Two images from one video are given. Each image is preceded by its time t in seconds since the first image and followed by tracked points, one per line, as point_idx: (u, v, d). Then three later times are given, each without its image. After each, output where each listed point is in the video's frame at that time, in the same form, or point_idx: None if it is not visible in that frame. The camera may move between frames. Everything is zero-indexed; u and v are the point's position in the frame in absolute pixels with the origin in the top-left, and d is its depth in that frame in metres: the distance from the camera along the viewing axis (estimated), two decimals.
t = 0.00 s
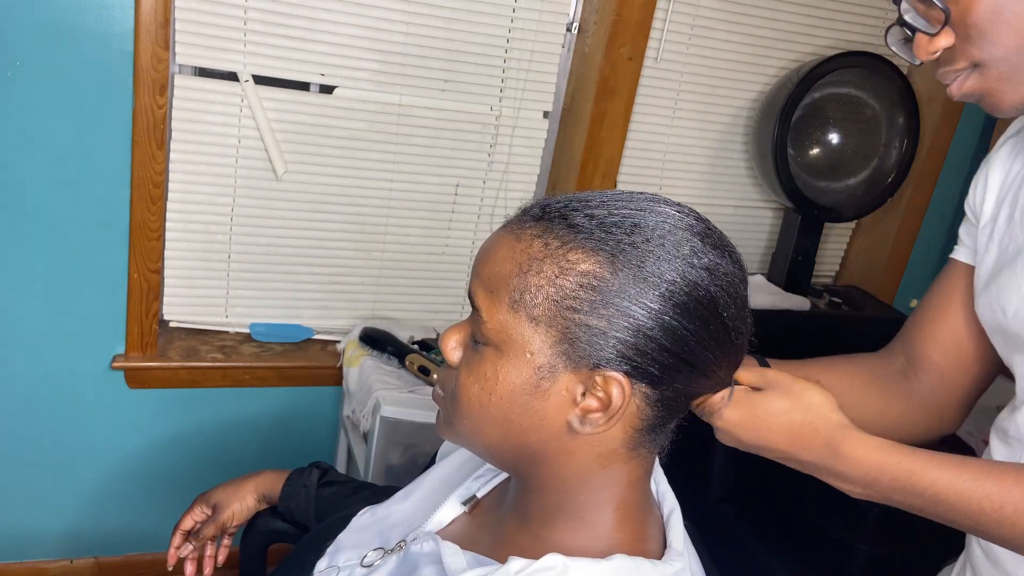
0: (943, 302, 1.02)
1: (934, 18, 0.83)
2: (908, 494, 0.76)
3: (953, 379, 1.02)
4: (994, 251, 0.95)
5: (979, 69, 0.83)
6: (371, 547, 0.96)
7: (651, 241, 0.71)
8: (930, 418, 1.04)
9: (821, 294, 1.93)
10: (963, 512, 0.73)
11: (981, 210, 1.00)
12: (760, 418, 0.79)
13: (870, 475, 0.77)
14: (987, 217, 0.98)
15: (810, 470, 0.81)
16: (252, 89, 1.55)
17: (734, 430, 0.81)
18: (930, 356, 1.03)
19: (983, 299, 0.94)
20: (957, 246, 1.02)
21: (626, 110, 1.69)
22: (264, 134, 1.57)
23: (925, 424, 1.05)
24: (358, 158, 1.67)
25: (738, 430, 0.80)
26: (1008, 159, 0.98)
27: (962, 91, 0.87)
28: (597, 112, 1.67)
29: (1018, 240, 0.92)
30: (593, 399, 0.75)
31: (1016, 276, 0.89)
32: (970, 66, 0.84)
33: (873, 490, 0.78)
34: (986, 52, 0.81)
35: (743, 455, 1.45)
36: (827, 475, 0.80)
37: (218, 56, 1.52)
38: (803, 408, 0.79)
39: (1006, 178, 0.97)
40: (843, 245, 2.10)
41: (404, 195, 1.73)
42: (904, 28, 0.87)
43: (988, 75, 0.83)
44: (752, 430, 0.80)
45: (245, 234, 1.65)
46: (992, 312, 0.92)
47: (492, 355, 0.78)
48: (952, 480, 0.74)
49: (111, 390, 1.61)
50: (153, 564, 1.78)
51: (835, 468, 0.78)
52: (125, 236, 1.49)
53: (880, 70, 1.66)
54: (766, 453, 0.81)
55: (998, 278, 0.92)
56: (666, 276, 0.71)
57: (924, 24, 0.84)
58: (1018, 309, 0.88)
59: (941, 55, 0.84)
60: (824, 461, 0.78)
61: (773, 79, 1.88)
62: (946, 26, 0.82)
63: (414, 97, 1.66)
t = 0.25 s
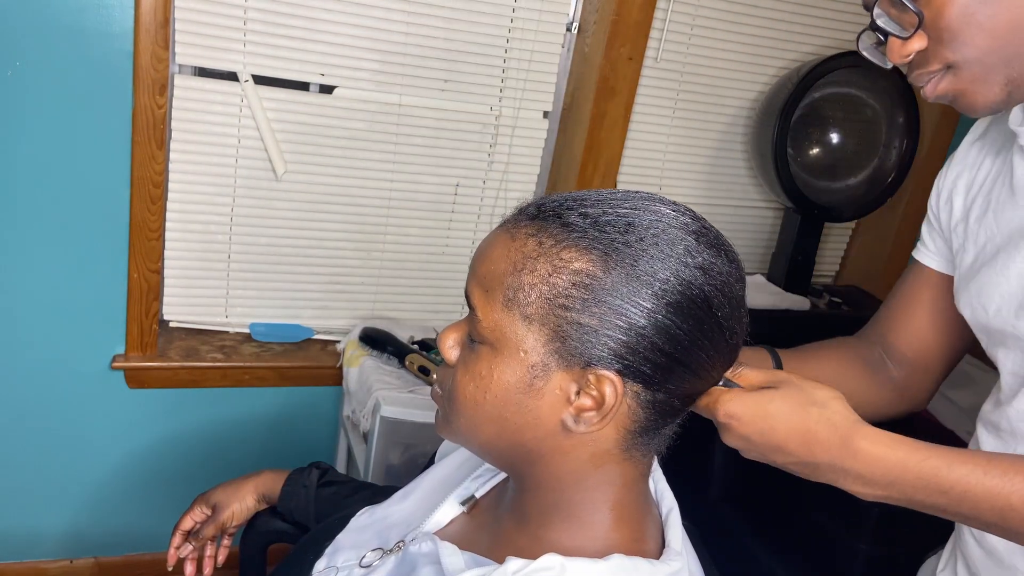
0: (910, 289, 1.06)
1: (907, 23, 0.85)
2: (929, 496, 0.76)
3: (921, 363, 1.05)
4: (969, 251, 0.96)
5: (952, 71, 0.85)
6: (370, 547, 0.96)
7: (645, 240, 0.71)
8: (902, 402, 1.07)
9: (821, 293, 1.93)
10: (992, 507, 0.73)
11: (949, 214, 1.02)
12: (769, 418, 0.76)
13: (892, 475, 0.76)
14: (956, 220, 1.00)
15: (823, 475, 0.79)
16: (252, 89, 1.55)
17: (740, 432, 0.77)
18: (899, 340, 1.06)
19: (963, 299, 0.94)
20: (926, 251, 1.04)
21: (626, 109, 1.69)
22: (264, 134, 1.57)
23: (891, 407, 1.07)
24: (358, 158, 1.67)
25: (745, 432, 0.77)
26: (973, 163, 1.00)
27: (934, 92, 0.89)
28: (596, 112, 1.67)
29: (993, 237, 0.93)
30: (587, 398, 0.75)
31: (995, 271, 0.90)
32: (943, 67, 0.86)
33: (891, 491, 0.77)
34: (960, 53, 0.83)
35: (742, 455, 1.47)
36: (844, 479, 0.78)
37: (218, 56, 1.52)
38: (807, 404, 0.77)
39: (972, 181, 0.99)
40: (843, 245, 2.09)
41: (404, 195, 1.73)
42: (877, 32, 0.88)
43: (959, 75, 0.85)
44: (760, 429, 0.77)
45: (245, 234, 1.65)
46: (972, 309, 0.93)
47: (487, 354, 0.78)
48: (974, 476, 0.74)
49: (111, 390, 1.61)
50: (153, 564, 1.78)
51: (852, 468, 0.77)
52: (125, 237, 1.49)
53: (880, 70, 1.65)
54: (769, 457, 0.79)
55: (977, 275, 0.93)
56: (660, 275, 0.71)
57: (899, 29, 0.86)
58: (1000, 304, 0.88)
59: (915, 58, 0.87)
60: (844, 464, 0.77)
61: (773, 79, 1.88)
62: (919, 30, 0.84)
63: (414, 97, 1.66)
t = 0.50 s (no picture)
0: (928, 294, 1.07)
1: (913, 25, 0.86)
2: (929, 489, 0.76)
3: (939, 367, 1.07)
4: (981, 254, 0.96)
5: (958, 72, 0.86)
6: (370, 547, 0.96)
7: (645, 241, 0.71)
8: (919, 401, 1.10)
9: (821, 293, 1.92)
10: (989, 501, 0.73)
11: (966, 218, 1.01)
12: (770, 414, 0.76)
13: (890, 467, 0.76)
14: (971, 224, 1.00)
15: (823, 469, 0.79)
16: (252, 88, 1.55)
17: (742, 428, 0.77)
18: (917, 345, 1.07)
19: (973, 301, 0.94)
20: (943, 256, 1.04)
21: (626, 109, 1.69)
22: (264, 134, 1.57)
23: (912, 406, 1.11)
24: (358, 158, 1.67)
25: (745, 428, 0.77)
26: (985, 167, 1.00)
27: (943, 94, 0.89)
28: (596, 112, 1.67)
29: (1003, 239, 0.92)
30: (588, 399, 0.75)
31: (1001, 273, 0.89)
32: (949, 69, 0.86)
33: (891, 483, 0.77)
34: (966, 54, 0.83)
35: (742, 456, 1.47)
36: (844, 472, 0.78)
37: (218, 56, 1.52)
38: (806, 400, 0.77)
39: (984, 184, 0.99)
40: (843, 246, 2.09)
41: (405, 195, 1.73)
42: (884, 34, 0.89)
43: (966, 75, 0.86)
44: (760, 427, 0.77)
45: (245, 234, 1.65)
46: (982, 311, 0.92)
47: (487, 356, 0.78)
48: (972, 470, 0.74)
49: (111, 390, 1.61)
50: (153, 564, 1.78)
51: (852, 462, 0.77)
52: (125, 237, 1.49)
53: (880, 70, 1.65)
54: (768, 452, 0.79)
55: (986, 276, 0.92)
56: (660, 276, 0.71)
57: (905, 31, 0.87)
58: (1006, 305, 0.88)
59: (922, 59, 0.88)
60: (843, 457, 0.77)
61: (773, 79, 1.88)
62: (924, 32, 0.85)
63: (414, 97, 1.66)
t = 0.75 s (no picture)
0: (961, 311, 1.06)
1: (953, 27, 0.86)
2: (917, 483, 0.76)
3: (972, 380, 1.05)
4: None
5: (999, 76, 0.85)
6: (371, 547, 0.96)
7: (651, 240, 0.71)
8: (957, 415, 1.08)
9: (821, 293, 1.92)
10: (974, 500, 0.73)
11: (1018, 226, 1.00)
12: (766, 407, 0.77)
13: (879, 458, 0.76)
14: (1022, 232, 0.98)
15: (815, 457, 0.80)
16: (252, 88, 1.54)
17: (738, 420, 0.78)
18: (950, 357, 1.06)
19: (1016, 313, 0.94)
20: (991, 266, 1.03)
21: (626, 109, 1.69)
22: (264, 134, 1.57)
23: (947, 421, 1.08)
24: (358, 158, 1.67)
25: (741, 420, 0.78)
26: None
27: (984, 98, 0.88)
28: (597, 112, 1.67)
29: None
30: (593, 398, 0.75)
31: None
32: (990, 72, 0.86)
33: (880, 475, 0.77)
34: (1006, 58, 0.83)
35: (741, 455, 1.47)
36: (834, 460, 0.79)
37: (218, 56, 1.52)
38: (804, 394, 0.78)
39: None
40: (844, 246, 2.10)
41: (405, 195, 1.73)
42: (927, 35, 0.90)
43: (1008, 80, 0.85)
44: (757, 419, 0.78)
45: (245, 234, 1.65)
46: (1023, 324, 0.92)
47: (492, 355, 0.78)
48: (961, 467, 0.74)
49: (111, 390, 1.61)
50: (153, 564, 1.78)
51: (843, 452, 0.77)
52: (125, 236, 1.49)
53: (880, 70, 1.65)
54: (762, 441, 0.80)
55: None
56: (666, 275, 0.71)
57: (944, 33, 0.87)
58: None
59: (964, 62, 0.87)
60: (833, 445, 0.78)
61: (773, 79, 1.88)
62: (965, 34, 0.85)
63: (414, 97, 1.66)
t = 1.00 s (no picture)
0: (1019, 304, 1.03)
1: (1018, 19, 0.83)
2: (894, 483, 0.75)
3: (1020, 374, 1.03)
4: None
5: None
6: (371, 547, 0.96)
7: (646, 239, 0.71)
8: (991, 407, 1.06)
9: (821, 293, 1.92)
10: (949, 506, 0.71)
11: None
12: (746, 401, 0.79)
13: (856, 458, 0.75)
14: None
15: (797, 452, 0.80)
16: (252, 88, 1.54)
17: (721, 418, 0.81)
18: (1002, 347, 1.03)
19: None
20: None
21: (626, 109, 1.69)
22: (264, 134, 1.57)
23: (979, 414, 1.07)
24: (358, 158, 1.67)
25: (730, 420, 0.80)
26: None
27: None
28: (597, 112, 1.67)
29: None
30: (588, 397, 0.75)
31: None
32: None
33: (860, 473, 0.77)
34: None
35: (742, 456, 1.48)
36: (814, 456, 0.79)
37: (218, 56, 1.52)
38: (784, 383, 0.79)
39: None
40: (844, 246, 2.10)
41: (405, 195, 1.73)
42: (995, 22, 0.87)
43: None
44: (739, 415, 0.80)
45: (245, 234, 1.65)
46: None
47: (488, 355, 0.78)
48: (939, 472, 0.72)
49: (111, 390, 1.61)
50: (153, 564, 1.78)
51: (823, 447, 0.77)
52: (124, 236, 1.49)
53: (880, 71, 1.66)
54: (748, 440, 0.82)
55: None
56: (660, 274, 0.71)
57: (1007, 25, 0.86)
58: None
59: None
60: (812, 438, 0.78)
61: (773, 79, 1.88)
62: None
63: (414, 97, 1.66)
